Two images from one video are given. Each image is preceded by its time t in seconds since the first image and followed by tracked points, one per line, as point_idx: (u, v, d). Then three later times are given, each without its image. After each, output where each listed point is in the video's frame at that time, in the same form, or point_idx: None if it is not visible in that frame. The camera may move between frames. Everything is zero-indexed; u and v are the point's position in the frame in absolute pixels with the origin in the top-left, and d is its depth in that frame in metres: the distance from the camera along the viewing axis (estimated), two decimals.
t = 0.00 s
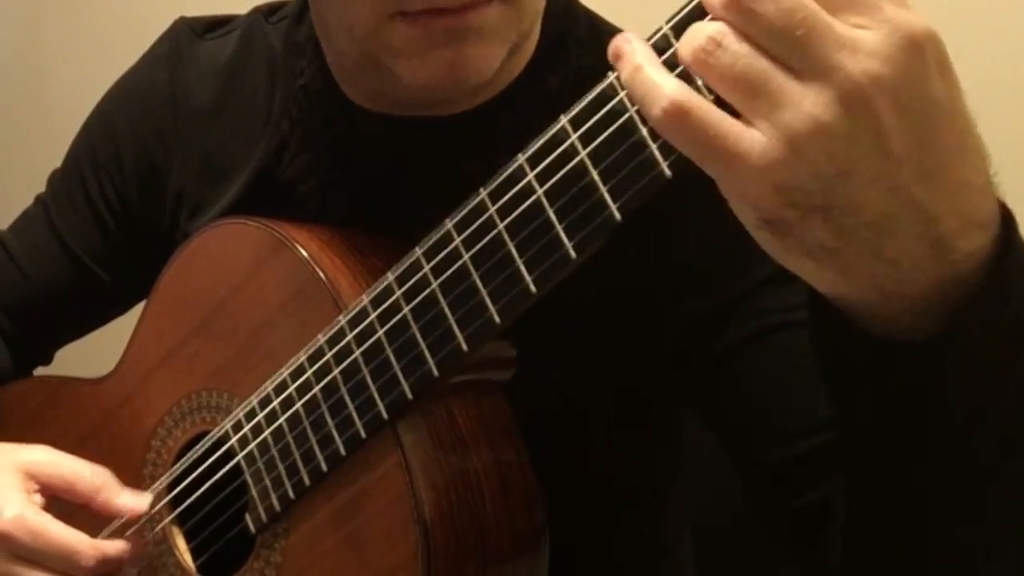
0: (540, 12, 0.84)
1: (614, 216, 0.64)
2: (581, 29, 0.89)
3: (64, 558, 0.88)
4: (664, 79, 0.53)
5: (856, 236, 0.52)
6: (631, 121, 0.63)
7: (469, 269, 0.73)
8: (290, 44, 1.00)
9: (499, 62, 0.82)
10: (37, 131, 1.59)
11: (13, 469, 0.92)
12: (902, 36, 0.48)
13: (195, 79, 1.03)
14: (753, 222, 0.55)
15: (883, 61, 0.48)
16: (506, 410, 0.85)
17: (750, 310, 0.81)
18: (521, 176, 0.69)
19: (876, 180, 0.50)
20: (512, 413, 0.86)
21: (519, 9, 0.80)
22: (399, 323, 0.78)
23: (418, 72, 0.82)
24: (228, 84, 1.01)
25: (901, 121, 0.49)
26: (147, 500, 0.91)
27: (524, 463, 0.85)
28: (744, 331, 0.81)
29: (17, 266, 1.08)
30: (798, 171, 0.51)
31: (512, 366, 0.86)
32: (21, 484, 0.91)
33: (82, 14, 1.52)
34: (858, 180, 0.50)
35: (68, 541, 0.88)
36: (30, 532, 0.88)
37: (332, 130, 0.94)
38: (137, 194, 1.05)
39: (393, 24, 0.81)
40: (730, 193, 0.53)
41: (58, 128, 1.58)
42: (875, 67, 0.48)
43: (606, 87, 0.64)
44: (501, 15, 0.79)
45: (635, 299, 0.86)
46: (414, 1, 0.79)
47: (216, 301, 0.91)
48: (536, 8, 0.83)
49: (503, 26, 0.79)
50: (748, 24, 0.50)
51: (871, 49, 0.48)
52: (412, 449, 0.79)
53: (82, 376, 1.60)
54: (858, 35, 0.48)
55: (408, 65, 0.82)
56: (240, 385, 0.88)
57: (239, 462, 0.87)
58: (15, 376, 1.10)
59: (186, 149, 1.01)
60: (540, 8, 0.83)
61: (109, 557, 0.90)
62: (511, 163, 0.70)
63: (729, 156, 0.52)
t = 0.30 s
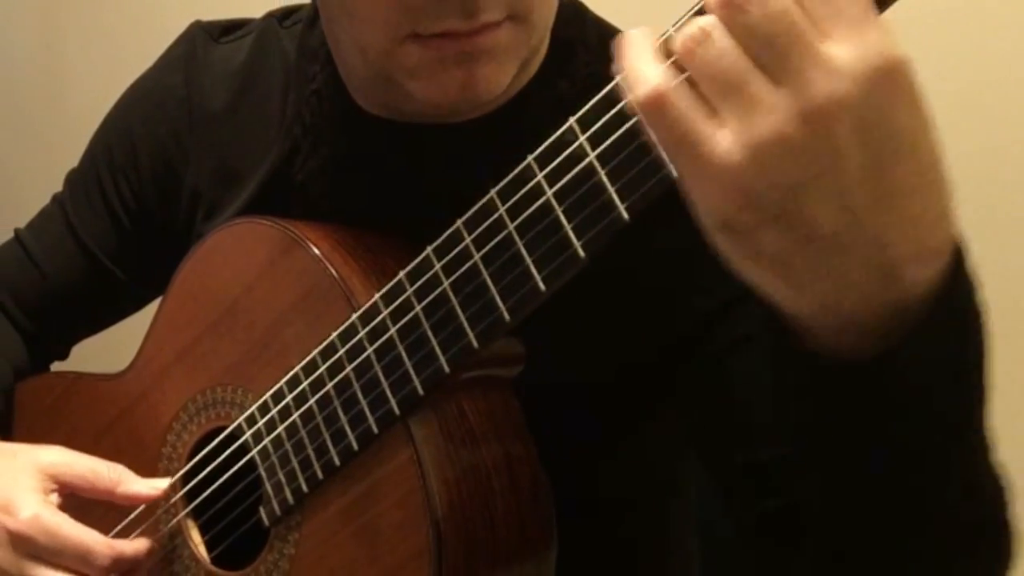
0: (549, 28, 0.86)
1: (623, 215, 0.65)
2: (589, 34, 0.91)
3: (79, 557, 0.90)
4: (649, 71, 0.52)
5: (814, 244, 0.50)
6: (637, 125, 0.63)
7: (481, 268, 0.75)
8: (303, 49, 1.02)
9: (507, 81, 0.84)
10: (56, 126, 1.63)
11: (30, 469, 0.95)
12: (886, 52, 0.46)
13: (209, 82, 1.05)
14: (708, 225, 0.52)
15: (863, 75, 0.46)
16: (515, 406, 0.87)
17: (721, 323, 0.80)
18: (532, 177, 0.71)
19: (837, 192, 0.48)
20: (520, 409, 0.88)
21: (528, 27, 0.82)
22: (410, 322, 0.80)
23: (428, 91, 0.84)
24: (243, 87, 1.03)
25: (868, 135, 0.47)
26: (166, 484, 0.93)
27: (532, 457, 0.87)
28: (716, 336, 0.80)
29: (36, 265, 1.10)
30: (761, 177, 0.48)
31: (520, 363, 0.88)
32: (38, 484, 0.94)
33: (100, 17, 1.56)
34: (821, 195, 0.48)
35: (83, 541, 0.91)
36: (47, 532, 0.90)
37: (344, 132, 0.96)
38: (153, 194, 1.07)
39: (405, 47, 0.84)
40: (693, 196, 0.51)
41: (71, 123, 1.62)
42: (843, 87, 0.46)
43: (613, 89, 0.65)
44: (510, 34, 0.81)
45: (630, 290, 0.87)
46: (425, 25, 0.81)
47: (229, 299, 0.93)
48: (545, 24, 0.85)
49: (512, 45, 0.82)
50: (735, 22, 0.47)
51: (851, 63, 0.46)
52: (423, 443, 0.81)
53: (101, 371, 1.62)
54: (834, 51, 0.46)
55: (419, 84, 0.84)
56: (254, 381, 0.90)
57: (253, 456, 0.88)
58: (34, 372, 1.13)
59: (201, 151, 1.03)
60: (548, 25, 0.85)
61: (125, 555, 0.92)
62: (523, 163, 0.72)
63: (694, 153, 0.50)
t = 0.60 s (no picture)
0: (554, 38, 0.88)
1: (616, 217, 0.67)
2: (594, 41, 0.93)
3: (84, 533, 0.92)
4: (639, 66, 0.56)
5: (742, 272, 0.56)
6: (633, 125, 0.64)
7: (483, 267, 0.77)
8: (314, 51, 1.04)
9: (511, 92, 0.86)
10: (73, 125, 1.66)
11: (40, 450, 0.97)
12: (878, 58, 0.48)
13: (222, 84, 1.07)
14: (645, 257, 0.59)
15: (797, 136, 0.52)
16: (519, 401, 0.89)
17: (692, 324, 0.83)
18: (533, 178, 0.73)
19: (762, 236, 0.55)
20: (525, 402, 0.90)
21: (531, 40, 0.84)
22: (415, 319, 0.82)
23: (435, 101, 0.86)
24: (255, 89, 1.05)
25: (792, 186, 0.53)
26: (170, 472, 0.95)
27: (535, 451, 0.88)
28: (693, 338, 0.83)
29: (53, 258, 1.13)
30: (689, 225, 0.55)
31: (524, 359, 0.89)
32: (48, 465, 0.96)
33: (117, 17, 1.59)
34: (739, 243, 0.55)
35: (88, 518, 0.92)
36: (53, 509, 0.92)
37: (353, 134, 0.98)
38: (167, 193, 1.10)
39: (412, 58, 0.86)
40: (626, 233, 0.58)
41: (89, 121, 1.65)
42: (773, 145, 0.52)
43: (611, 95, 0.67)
44: (513, 47, 0.83)
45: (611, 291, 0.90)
46: (431, 38, 0.83)
47: (240, 295, 0.95)
48: (550, 34, 0.86)
49: (515, 58, 0.83)
50: (683, 73, 0.52)
51: (786, 123, 0.52)
52: (428, 436, 0.83)
53: (112, 367, 1.64)
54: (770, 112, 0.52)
55: (426, 95, 0.87)
56: (263, 375, 0.92)
57: (263, 450, 0.90)
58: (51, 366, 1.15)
59: (214, 151, 1.05)
60: (553, 36, 0.87)
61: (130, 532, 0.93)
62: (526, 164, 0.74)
63: (631, 193, 0.56)
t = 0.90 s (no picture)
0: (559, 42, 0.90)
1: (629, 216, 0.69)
2: (598, 44, 0.95)
3: (98, 533, 0.93)
4: (646, 82, 0.59)
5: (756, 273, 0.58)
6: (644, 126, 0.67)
7: (495, 265, 0.79)
8: (324, 56, 1.06)
9: (519, 94, 0.88)
10: (83, 126, 1.68)
11: (57, 449, 0.99)
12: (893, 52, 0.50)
13: (234, 88, 1.10)
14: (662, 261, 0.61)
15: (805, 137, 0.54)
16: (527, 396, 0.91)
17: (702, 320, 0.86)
18: (544, 179, 0.75)
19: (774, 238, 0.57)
20: (533, 398, 0.92)
21: (538, 43, 0.86)
22: (427, 317, 0.84)
23: (444, 103, 0.88)
24: (266, 93, 1.07)
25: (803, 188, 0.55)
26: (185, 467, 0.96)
27: (544, 445, 0.90)
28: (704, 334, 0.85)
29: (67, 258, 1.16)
30: (704, 228, 0.57)
31: (531, 356, 0.91)
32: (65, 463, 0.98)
33: (127, 21, 1.61)
34: (752, 243, 0.57)
35: (102, 518, 0.93)
36: (67, 507, 0.94)
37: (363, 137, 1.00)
38: (179, 193, 1.12)
39: (421, 62, 0.88)
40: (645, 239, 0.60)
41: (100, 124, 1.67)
42: (780, 147, 0.54)
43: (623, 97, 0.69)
44: (521, 49, 0.85)
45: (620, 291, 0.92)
46: (440, 41, 0.85)
47: (253, 295, 0.97)
48: (556, 37, 0.88)
49: (522, 61, 0.85)
50: (686, 87, 0.55)
51: (796, 125, 0.54)
52: (439, 431, 0.85)
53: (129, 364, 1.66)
54: (773, 114, 0.54)
55: (435, 97, 0.89)
56: (278, 371, 0.94)
57: (276, 445, 0.92)
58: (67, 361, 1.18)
59: (227, 154, 1.08)
60: (558, 41, 0.89)
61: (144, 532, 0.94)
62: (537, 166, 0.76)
63: (647, 199, 0.58)
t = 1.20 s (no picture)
0: (567, 43, 0.91)
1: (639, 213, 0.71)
2: (603, 41, 0.96)
3: (113, 519, 0.96)
4: None
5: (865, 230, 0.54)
6: (655, 128, 0.69)
7: (506, 263, 0.81)
8: (334, 57, 1.08)
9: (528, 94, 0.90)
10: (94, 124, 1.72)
11: (72, 437, 1.01)
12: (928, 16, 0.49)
13: (246, 89, 1.13)
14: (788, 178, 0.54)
15: (847, 91, 0.50)
16: (536, 392, 0.92)
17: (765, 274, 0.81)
18: (556, 179, 0.77)
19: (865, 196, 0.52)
20: (541, 393, 0.94)
21: (548, 45, 0.88)
22: (437, 313, 0.86)
23: (454, 104, 0.90)
24: (277, 94, 1.11)
25: (860, 150, 0.51)
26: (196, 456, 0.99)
27: (551, 439, 0.92)
28: (762, 299, 0.80)
29: (83, 257, 1.20)
30: (836, 128, 0.51)
31: (540, 352, 0.93)
32: (79, 450, 1.00)
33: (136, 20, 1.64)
34: (885, 138, 0.50)
35: (116, 504, 0.97)
36: (81, 495, 0.97)
37: (373, 136, 1.02)
38: (192, 193, 1.17)
39: (432, 65, 0.90)
40: (773, 162, 0.54)
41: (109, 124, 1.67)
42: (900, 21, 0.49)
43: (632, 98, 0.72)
44: (531, 51, 0.87)
45: (695, 235, 0.89)
46: (450, 46, 0.87)
47: (268, 290, 0.99)
48: (564, 39, 0.90)
49: (532, 63, 0.88)
50: None
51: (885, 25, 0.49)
52: (450, 426, 0.86)
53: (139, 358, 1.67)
54: None
55: (445, 98, 0.91)
56: (290, 365, 0.96)
57: (288, 438, 0.94)
58: (81, 355, 1.22)
59: (241, 153, 1.11)
60: (566, 44, 0.91)
61: (157, 517, 0.97)
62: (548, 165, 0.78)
63: (760, 122, 0.53)
